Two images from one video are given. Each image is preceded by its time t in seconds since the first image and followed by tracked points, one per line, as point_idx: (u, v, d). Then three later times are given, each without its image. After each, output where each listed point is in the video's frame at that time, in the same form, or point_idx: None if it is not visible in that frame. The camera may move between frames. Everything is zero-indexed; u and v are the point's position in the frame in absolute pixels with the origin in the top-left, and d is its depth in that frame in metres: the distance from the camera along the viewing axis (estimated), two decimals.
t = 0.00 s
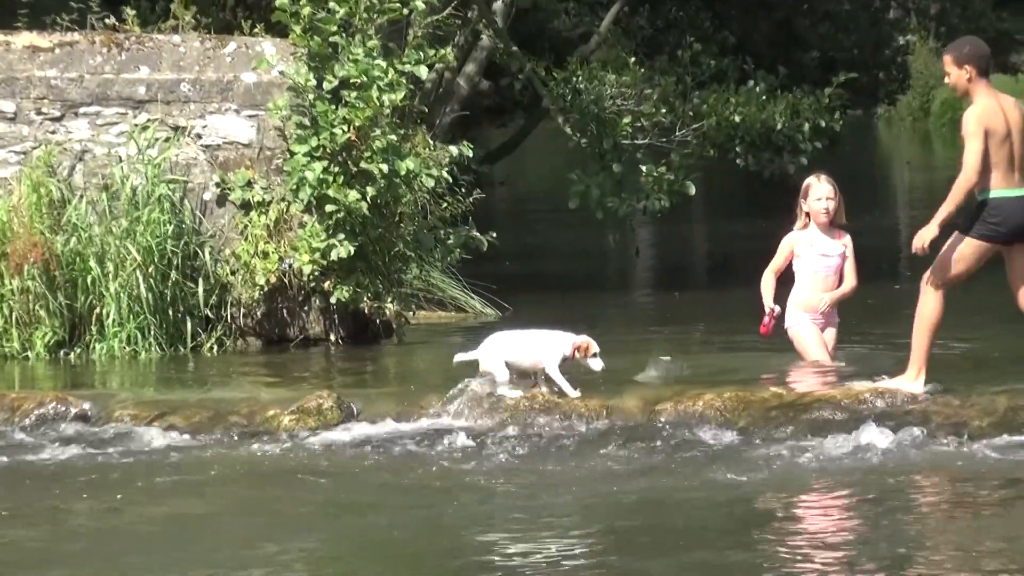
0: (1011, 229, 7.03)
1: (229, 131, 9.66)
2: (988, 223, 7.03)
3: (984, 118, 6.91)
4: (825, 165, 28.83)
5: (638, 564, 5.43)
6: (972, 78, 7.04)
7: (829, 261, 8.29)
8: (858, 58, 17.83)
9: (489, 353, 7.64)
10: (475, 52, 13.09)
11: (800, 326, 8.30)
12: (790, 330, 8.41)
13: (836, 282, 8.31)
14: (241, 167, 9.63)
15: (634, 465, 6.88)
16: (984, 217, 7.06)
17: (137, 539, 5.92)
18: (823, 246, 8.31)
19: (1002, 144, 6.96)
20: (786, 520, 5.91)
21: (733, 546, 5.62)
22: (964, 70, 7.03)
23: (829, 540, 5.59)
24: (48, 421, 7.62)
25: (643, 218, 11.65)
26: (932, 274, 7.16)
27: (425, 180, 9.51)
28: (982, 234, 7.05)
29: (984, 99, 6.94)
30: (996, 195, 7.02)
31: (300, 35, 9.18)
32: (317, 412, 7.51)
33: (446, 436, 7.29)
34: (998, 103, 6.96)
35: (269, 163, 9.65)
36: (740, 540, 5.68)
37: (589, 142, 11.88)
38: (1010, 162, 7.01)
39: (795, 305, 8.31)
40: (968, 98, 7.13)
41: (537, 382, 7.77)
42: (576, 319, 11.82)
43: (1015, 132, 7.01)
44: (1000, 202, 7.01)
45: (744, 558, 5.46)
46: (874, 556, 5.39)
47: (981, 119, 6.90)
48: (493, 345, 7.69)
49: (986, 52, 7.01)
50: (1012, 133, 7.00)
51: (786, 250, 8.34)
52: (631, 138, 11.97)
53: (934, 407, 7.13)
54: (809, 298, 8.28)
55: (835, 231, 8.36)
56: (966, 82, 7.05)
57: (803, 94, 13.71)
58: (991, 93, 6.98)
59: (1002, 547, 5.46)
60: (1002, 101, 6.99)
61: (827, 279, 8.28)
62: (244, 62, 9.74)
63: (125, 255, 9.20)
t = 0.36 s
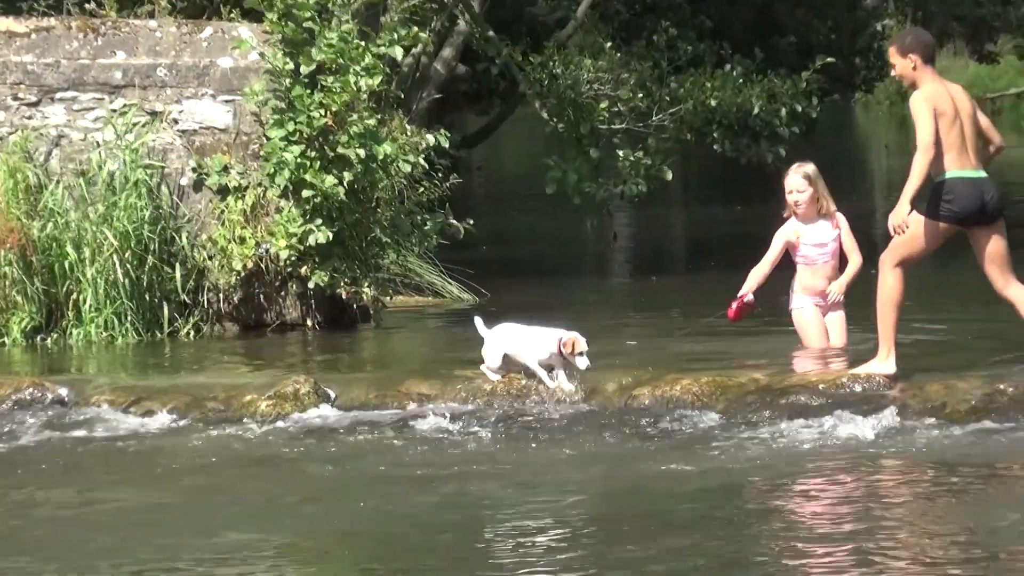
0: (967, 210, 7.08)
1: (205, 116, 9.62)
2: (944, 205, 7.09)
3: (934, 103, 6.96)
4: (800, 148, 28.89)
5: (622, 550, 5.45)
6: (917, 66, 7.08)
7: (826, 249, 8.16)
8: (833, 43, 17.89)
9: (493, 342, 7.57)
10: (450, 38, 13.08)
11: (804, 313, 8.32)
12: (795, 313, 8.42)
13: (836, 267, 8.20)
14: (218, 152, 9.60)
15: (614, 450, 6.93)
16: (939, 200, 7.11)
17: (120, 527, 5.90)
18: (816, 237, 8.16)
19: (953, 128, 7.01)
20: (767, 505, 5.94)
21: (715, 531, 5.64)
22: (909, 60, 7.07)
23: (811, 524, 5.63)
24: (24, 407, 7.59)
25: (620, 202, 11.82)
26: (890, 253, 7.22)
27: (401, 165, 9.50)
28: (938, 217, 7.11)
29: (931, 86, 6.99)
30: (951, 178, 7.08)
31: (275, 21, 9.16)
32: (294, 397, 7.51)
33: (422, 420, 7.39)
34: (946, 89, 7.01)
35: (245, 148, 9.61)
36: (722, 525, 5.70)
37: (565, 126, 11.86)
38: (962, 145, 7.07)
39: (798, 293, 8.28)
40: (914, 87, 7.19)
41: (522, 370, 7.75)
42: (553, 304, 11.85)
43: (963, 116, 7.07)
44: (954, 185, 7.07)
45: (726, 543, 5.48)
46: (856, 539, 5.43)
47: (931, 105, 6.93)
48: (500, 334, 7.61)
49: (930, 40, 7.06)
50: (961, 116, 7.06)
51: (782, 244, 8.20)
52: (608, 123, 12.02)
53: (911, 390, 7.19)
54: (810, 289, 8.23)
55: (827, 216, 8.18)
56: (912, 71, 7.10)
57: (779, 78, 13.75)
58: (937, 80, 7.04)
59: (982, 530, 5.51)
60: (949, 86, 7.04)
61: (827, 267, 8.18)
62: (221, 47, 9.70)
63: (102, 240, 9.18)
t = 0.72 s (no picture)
0: (922, 204, 7.09)
1: (181, 105, 9.60)
2: (898, 201, 7.10)
3: (881, 103, 6.99)
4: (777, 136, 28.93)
5: (598, 540, 5.47)
6: (863, 67, 7.12)
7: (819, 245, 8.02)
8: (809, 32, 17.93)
9: (480, 326, 7.56)
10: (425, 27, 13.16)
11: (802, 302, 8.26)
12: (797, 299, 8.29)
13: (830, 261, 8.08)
14: (193, 141, 9.59)
15: (591, 438, 6.95)
16: (892, 196, 7.13)
17: (95, 519, 5.91)
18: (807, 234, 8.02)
19: (902, 126, 7.03)
20: (741, 494, 5.98)
21: (689, 520, 5.68)
22: (853, 61, 7.11)
23: (783, 514, 5.67)
24: None
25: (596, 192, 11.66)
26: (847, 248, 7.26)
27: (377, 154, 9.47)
28: (892, 212, 7.13)
29: (877, 86, 7.02)
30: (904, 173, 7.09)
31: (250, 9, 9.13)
32: (270, 385, 7.51)
33: (400, 409, 7.40)
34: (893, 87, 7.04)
35: (221, 137, 9.58)
36: (697, 514, 5.74)
37: (541, 115, 11.84)
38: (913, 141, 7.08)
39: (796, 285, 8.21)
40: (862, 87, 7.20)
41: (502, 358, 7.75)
42: (530, 293, 11.86)
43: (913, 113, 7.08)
44: (908, 180, 7.08)
45: (702, 532, 5.53)
46: (829, 527, 5.47)
47: (878, 105, 6.96)
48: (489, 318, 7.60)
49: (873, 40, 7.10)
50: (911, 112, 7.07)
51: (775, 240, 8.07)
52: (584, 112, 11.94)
53: (887, 378, 7.21)
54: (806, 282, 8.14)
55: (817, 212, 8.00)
56: (858, 72, 7.13)
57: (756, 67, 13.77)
58: (883, 79, 7.07)
59: (954, 520, 5.56)
60: (896, 84, 7.06)
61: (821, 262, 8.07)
62: (196, 36, 9.63)
63: (77, 230, 9.18)
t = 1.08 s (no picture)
0: (850, 181, 7.19)
1: (155, 106, 9.58)
2: (824, 183, 7.20)
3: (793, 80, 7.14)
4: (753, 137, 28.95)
5: (572, 544, 5.48)
6: (780, 48, 7.29)
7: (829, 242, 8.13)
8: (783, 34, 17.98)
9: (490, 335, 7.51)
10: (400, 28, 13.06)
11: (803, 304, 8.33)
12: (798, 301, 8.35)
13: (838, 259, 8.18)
14: (167, 143, 9.56)
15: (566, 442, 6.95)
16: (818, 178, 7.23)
17: (67, 524, 5.90)
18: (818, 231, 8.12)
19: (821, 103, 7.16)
20: (714, 498, 6.00)
21: (663, 524, 5.70)
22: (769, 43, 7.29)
23: (756, 518, 5.69)
24: None
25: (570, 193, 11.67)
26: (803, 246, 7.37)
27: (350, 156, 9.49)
28: (824, 193, 7.21)
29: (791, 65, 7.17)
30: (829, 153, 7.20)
31: (226, 10, 9.11)
32: (242, 388, 7.52)
33: (373, 412, 7.41)
34: (809, 65, 7.18)
35: (195, 139, 9.57)
36: (670, 518, 5.76)
37: (515, 117, 11.82)
38: (835, 119, 7.20)
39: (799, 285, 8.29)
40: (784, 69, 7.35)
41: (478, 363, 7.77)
42: (503, 295, 11.85)
43: (834, 91, 7.20)
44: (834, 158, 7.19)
45: (675, 536, 5.55)
46: (802, 532, 5.49)
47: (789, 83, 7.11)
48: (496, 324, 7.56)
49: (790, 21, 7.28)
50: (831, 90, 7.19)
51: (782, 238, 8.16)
52: (558, 113, 11.99)
53: (860, 382, 7.24)
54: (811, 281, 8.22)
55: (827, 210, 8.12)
56: (776, 53, 7.30)
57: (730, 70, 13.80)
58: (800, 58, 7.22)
59: (927, 524, 5.59)
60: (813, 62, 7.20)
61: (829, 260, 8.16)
62: (170, 38, 9.61)
63: (50, 232, 9.15)
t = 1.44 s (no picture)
0: (796, 212, 7.47)
1: (119, 144, 9.56)
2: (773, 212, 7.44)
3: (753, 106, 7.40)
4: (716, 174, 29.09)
5: None
6: (729, 76, 7.54)
7: (808, 273, 8.16)
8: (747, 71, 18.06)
9: (465, 390, 7.70)
10: (365, 65, 13.12)
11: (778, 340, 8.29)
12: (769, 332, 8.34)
13: (816, 291, 8.20)
14: (131, 180, 9.54)
15: (534, 480, 6.98)
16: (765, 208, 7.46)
17: (34, 564, 5.88)
18: (797, 261, 8.16)
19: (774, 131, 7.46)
20: (682, 537, 6.04)
21: (630, 565, 5.73)
22: (719, 72, 7.53)
23: (723, 558, 5.73)
24: None
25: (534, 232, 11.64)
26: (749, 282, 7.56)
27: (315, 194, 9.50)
28: (774, 226, 7.44)
29: (750, 87, 7.44)
30: (777, 184, 7.48)
31: (190, 48, 9.11)
32: (207, 425, 7.50)
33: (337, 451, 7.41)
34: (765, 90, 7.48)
35: (160, 177, 9.55)
36: (636, 558, 5.79)
37: (480, 155, 11.82)
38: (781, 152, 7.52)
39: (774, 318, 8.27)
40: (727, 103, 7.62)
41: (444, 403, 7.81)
42: (469, 333, 11.88)
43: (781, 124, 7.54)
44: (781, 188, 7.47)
45: None
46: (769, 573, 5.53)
47: (755, 98, 7.34)
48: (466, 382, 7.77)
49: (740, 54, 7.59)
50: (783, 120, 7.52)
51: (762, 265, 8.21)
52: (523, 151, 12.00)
53: (826, 421, 7.29)
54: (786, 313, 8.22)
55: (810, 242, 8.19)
56: (725, 82, 7.54)
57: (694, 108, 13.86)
58: (755, 83, 7.50)
59: (890, 564, 5.64)
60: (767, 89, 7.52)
61: (806, 292, 8.18)
62: (134, 75, 9.60)
63: (14, 270, 9.14)
